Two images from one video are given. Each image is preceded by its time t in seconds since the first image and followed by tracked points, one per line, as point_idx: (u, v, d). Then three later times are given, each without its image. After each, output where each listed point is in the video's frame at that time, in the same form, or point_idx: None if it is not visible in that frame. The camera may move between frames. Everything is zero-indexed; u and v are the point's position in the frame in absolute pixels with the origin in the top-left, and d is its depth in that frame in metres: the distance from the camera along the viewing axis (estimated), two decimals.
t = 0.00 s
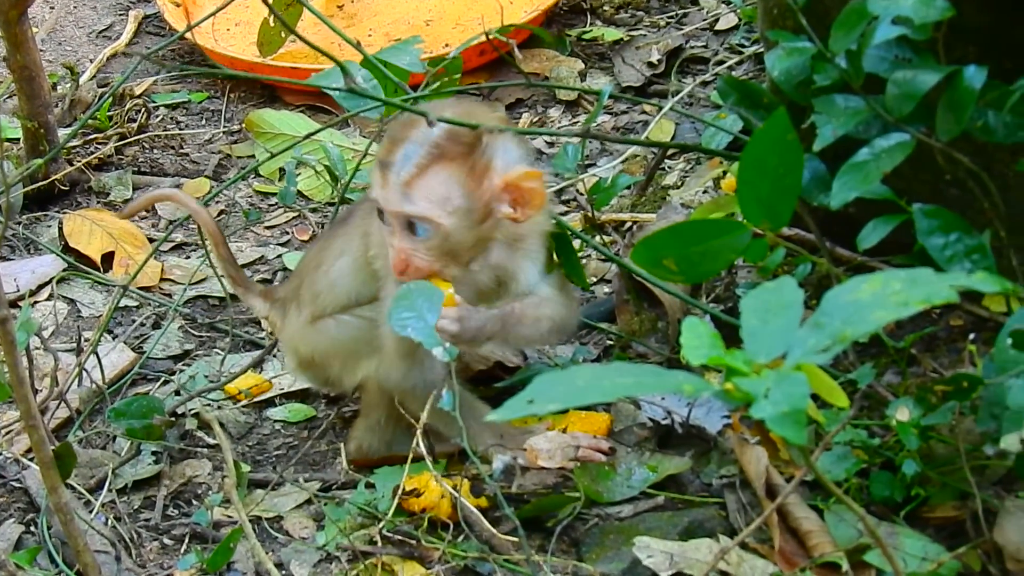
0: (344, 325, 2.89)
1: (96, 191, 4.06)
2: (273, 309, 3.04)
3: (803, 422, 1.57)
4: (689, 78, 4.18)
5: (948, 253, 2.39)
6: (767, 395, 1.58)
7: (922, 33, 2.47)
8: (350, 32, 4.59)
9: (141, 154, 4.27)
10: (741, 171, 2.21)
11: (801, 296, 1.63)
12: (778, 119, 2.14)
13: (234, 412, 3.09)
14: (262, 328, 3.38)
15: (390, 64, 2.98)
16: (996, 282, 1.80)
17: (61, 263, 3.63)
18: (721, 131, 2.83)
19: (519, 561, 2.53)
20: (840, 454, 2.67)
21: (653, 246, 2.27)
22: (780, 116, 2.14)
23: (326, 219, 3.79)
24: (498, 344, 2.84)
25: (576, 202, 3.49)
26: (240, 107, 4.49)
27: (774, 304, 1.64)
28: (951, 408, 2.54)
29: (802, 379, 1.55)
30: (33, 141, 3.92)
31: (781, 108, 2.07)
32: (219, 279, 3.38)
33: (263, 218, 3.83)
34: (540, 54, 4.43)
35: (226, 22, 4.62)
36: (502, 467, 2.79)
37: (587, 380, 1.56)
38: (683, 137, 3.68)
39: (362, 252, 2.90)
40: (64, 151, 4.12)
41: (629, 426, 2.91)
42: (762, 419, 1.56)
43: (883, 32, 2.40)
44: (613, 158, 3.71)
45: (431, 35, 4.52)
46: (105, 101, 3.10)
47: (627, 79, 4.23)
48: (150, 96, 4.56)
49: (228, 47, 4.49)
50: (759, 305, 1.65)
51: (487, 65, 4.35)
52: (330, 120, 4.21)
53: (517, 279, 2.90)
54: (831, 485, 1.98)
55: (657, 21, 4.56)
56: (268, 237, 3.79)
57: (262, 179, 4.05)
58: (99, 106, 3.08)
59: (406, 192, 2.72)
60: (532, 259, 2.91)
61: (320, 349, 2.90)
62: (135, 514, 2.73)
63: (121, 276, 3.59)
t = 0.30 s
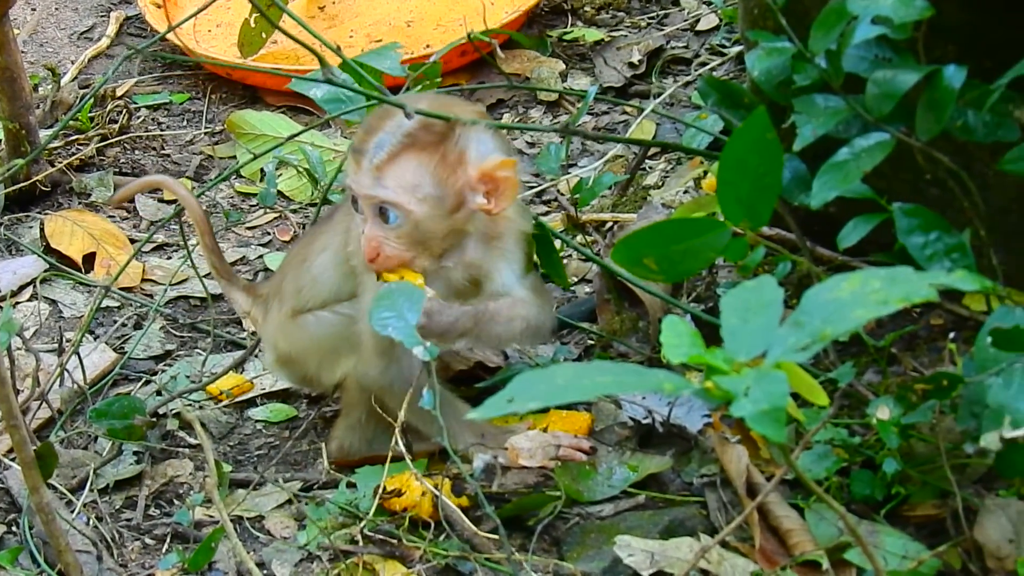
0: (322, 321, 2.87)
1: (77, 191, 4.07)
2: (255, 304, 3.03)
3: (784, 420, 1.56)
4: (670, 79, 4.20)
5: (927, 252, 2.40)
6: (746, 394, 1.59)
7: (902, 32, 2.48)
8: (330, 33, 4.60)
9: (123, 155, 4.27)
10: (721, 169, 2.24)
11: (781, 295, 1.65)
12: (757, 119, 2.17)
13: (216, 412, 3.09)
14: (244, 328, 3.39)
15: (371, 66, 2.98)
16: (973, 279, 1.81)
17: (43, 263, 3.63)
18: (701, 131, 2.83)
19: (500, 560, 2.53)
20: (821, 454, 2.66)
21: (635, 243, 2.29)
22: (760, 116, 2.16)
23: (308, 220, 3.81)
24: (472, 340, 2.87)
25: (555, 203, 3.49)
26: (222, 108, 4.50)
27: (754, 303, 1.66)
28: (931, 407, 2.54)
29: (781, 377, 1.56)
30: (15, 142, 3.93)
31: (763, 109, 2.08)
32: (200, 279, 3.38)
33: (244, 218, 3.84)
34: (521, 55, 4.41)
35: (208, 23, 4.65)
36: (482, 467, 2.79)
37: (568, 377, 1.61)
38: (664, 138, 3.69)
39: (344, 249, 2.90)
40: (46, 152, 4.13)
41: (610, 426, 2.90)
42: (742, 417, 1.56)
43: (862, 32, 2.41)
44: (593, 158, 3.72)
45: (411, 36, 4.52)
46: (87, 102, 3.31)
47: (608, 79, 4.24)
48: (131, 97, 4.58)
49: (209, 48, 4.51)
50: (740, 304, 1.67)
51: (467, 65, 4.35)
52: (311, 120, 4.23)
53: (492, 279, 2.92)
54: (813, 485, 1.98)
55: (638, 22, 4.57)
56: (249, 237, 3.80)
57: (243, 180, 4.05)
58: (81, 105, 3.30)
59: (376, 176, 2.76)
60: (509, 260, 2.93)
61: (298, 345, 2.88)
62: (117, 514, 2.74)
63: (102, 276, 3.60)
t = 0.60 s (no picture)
0: (302, 320, 2.91)
1: (58, 192, 4.07)
2: (237, 304, 3.07)
3: (763, 419, 1.61)
4: (651, 78, 4.21)
5: (907, 250, 2.40)
6: (725, 392, 1.61)
7: (881, 31, 2.50)
8: (312, 33, 4.63)
9: (105, 155, 4.29)
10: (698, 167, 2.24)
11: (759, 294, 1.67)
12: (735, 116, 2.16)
13: (197, 413, 3.10)
14: (225, 328, 3.40)
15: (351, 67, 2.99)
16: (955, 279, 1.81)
17: (24, 264, 3.65)
18: (681, 131, 2.84)
19: (480, 559, 2.53)
20: (801, 452, 2.69)
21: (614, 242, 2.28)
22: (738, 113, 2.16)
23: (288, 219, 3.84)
24: (448, 331, 2.89)
25: (536, 202, 3.52)
26: (203, 108, 4.52)
27: (731, 302, 1.68)
28: (912, 405, 2.55)
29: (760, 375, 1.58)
30: None
31: (740, 105, 2.09)
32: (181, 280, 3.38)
33: (225, 218, 3.85)
34: (501, 56, 4.43)
35: (191, 22, 4.67)
36: (462, 466, 2.79)
37: (543, 376, 1.58)
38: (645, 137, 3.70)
39: (324, 249, 2.93)
40: (26, 153, 4.15)
41: (591, 425, 2.92)
42: (722, 416, 1.59)
43: (841, 31, 2.41)
44: (574, 158, 3.74)
45: (392, 36, 4.54)
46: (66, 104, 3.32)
47: (589, 79, 4.25)
48: (112, 97, 4.60)
49: (191, 48, 4.53)
50: (718, 304, 1.69)
51: (449, 65, 4.38)
52: (293, 121, 4.25)
53: (469, 279, 2.95)
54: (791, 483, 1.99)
55: (619, 21, 4.59)
56: (231, 237, 3.81)
57: (224, 180, 4.08)
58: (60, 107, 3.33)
59: (359, 170, 2.77)
60: (486, 260, 2.96)
61: (278, 344, 2.92)
62: (98, 514, 2.74)
63: (84, 277, 3.61)
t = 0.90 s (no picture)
0: (276, 321, 2.96)
1: (36, 194, 4.08)
2: (213, 307, 3.09)
3: (740, 420, 1.59)
4: (629, 79, 4.23)
5: (885, 250, 2.39)
6: (703, 393, 1.61)
7: (859, 32, 2.50)
8: (291, 33, 4.70)
9: (84, 156, 4.29)
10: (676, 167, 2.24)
11: (738, 294, 1.68)
12: (714, 116, 2.15)
13: (175, 414, 3.10)
14: (203, 329, 3.40)
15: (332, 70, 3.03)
16: (932, 279, 1.81)
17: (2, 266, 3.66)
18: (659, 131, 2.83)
19: (460, 560, 2.53)
20: (779, 453, 2.68)
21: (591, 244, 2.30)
22: (716, 113, 2.15)
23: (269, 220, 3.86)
24: (424, 338, 2.93)
25: (515, 203, 3.56)
26: (182, 109, 4.53)
27: (710, 303, 1.69)
28: (890, 406, 2.55)
29: (737, 376, 1.58)
30: None
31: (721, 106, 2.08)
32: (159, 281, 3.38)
33: (204, 219, 3.88)
34: (479, 56, 4.51)
35: (169, 24, 4.69)
36: (440, 467, 2.79)
37: (524, 377, 1.63)
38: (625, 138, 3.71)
39: (295, 250, 2.97)
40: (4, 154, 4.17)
41: (570, 425, 2.92)
42: (699, 417, 1.59)
43: (819, 31, 2.41)
44: (553, 158, 3.76)
45: (371, 37, 4.63)
46: (45, 107, 3.34)
47: (568, 79, 4.27)
48: (91, 99, 4.62)
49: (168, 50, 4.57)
50: (697, 304, 1.70)
51: (428, 65, 4.44)
52: (272, 123, 4.30)
53: (441, 275, 2.99)
54: (770, 482, 1.99)
55: (597, 22, 4.64)
56: (209, 238, 3.83)
57: (203, 181, 4.09)
58: (39, 110, 3.32)
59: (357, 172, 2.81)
60: (455, 255, 3.01)
61: (253, 345, 2.95)
62: (77, 516, 2.74)
63: (62, 279, 3.61)
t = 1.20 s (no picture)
0: (255, 325, 2.98)
1: (18, 198, 4.09)
2: (196, 310, 3.12)
3: (723, 420, 1.61)
4: (612, 79, 4.38)
5: (868, 251, 2.37)
6: (687, 394, 1.61)
7: (840, 32, 2.48)
8: (273, 36, 4.77)
9: (65, 159, 4.31)
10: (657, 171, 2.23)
11: (721, 294, 1.68)
12: (693, 118, 2.16)
13: (158, 417, 3.12)
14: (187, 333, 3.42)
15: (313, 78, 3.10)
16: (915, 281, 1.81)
17: None
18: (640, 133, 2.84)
19: (443, 562, 2.52)
20: (762, 454, 2.69)
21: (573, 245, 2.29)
22: (696, 115, 2.15)
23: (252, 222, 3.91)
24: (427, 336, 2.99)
25: (497, 205, 3.60)
26: (163, 112, 4.56)
27: (693, 303, 1.68)
28: (874, 406, 2.55)
29: (721, 377, 1.58)
30: None
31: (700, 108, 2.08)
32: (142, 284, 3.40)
33: (185, 222, 3.93)
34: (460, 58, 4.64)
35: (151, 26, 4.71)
36: (424, 468, 2.79)
37: (510, 378, 1.61)
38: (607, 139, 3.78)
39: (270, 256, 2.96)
40: None
41: (553, 427, 2.93)
42: (683, 418, 1.59)
43: (801, 31, 2.40)
44: (535, 160, 3.82)
45: (351, 40, 4.70)
46: (27, 109, 3.35)
47: (550, 81, 4.42)
48: (72, 102, 4.63)
49: (149, 53, 4.60)
50: (680, 304, 1.69)
51: (410, 67, 4.55)
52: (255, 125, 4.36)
53: (417, 276, 3.02)
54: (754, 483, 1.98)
55: (579, 24, 4.77)
56: (191, 241, 3.90)
57: (185, 184, 4.16)
58: (22, 111, 3.33)
59: (370, 151, 2.79)
60: (430, 254, 3.04)
61: (233, 349, 2.98)
62: (60, 519, 2.74)
63: (44, 282, 3.62)
